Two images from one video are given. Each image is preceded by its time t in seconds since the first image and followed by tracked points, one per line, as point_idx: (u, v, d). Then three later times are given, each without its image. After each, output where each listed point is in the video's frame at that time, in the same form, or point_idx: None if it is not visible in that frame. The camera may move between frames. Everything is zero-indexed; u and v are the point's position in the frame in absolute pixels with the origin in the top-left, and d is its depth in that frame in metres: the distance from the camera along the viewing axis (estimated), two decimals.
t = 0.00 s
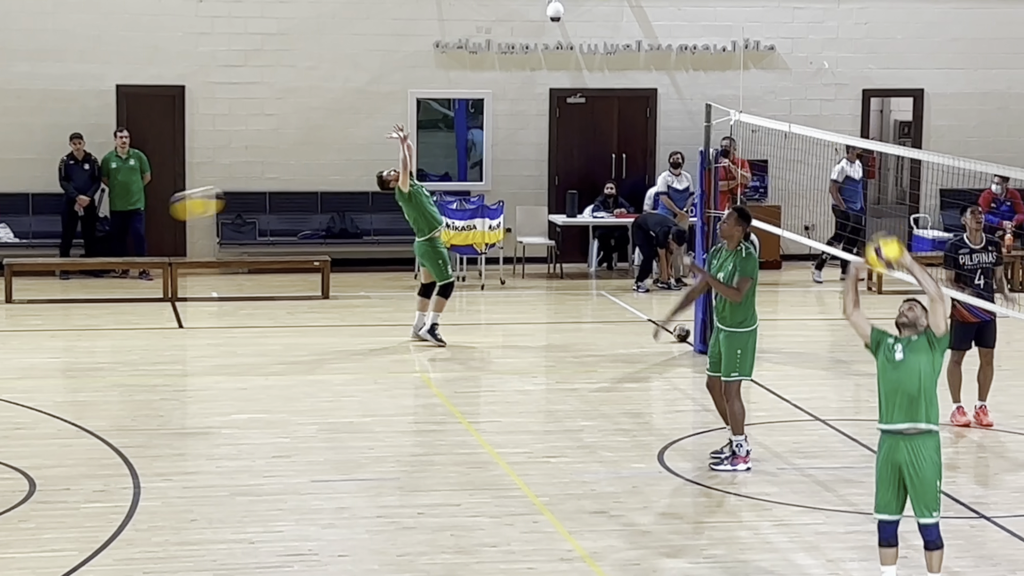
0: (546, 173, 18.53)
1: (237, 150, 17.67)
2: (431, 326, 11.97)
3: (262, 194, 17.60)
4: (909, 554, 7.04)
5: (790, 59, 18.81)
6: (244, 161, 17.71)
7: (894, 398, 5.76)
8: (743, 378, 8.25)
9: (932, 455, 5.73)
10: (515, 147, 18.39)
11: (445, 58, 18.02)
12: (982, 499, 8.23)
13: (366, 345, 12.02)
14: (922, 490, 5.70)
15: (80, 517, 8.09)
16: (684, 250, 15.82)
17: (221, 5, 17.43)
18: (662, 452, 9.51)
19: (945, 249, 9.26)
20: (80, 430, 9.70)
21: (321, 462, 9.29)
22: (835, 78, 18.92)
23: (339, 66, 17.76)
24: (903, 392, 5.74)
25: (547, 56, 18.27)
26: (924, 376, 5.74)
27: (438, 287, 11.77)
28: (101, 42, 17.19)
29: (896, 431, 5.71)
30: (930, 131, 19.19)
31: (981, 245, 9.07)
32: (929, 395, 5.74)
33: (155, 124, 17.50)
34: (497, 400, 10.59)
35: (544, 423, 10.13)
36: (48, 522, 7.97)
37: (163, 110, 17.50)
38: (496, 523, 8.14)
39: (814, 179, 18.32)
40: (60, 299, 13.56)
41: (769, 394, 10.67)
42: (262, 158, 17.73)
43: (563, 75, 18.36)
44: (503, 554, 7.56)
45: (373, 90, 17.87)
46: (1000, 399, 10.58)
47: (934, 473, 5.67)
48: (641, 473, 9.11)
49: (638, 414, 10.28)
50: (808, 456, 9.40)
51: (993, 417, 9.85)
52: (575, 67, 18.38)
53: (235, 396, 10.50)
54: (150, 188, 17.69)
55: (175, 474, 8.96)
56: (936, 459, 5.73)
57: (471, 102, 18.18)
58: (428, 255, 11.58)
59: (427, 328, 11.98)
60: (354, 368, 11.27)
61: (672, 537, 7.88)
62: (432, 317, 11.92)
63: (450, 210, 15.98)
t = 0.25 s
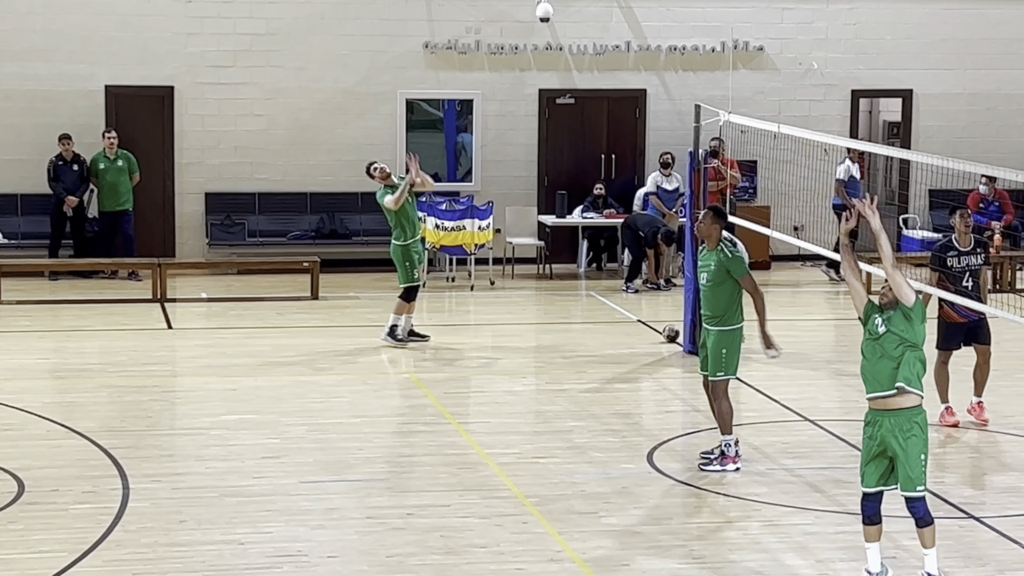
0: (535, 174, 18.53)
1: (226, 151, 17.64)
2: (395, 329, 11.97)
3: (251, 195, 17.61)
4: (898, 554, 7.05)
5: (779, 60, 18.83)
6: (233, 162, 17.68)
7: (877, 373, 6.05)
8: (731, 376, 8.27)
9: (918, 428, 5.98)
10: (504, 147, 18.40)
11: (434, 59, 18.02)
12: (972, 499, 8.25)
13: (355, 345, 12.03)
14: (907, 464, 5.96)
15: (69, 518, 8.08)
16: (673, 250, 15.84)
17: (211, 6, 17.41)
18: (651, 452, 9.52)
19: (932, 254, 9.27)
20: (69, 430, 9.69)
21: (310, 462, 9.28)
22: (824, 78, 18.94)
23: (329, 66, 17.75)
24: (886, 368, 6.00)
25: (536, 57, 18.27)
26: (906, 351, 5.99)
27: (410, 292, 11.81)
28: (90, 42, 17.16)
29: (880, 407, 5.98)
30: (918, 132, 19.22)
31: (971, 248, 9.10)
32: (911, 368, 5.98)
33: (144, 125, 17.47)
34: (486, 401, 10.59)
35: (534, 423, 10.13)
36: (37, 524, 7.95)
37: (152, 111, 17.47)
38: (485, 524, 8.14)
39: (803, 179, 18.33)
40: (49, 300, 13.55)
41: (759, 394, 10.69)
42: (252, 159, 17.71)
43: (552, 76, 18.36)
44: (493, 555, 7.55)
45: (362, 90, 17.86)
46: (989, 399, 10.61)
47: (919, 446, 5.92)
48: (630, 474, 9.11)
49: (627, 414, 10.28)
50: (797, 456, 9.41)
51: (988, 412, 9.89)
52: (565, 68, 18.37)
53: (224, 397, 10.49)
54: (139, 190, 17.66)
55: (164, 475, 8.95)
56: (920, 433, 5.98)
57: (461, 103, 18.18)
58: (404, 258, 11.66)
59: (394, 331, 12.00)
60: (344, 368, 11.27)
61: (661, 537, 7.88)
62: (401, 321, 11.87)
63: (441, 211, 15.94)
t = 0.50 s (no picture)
0: (523, 171, 18.53)
1: (213, 149, 17.62)
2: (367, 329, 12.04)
3: (238, 193, 17.60)
4: (884, 552, 7.05)
5: (766, 58, 18.84)
6: (220, 160, 17.65)
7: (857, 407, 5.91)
8: (711, 372, 8.31)
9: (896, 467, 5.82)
10: (492, 145, 18.39)
11: (422, 56, 18.00)
12: (958, 497, 8.26)
13: (343, 343, 12.03)
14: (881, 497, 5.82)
15: (56, 517, 8.07)
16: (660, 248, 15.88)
17: (198, 4, 17.38)
18: (638, 451, 9.52)
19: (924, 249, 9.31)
20: (56, 429, 9.68)
21: (298, 461, 9.27)
22: (811, 76, 18.95)
23: (316, 64, 17.74)
24: (864, 405, 5.87)
25: (524, 55, 18.26)
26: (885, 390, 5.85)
27: (393, 292, 11.97)
28: (77, 40, 17.12)
29: (858, 445, 5.80)
30: (906, 130, 19.24)
31: (963, 243, 9.13)
32: (892, 407, 5.84)
33: (131, 123, 17.44)
34: (475, 399, 10.58)
35: (521, 421, 10.13)
36: (24, 522, 7.94)
37: (139, 109, 17.44)
38: (473, 522, 8.13)
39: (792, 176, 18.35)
40: (36, 298, 13.54)
41: (746, 392, 10.70)
42: (239, 156, 17.68)
43: (539, 74, 18.35)
44: (479, 554, 7.54)
45: (350, 88, 17.85)
46: (976, 397, 10.62)
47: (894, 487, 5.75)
48: (618, 472, 9.11)
49: (615, 412, 10.29)
50: (784, 454, 9.42)
51: (976, 409, 9.99)
52: (552, 66, 18.37)
53: (211, 395, 10.49)
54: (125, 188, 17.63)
55: (151, 474, 8.94)
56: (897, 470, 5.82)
57: (448, 100, 18.16)
58: (382, 261, 11.68)
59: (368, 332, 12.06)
60: (332, 366, 11.27)
61: (648, 536, 7.88)
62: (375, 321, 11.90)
63: (428, 208, 15.92)
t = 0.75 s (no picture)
0: (515, 168, 18.53)
1: (205, 145, 17.62)
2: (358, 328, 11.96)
3: (230, 189, 17.59)
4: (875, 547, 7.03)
5: (758, 54, 18.86)
6: (212, 156, 17.65)
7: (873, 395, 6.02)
8: (709, 369, 8.29)
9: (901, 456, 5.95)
10: (484, 142, 18.40)
11: (414, 52, 17.99)
12: (950, 492, 8.26)
13: (335, 340, 12.03)
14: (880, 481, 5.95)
15: (47, 513, 8.06)
16: (653, 244, 15.89)
17: None
18: (630, 446, 9.52)
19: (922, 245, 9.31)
20: (47, 425, 9.66)
21: (289, 457, 9.26)
22: (803, 72, 18.97)
23: (308, 60, 17.73)
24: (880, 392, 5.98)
25: (515, 51, 18.27)
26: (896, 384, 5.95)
27: (371, 291, 11.86)
28: (68, 36, 17.10)
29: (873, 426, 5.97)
30: (898, 125, 19.28)
31: (961, 239, 9.12)
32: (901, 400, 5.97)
33: (122, 119, 17.43)
34: (467, 395, 10.58)
35: (513, 417, 10.13)
36: (15, 519, 7.93)
37: (130, 105, 17.43)
38: (464, 518, 8.13)
39: (784, 173, 18.36)
40: (28, 295, 13.52)
41: (738, 387, 10.72)
42: (230, 153, 17.68)
43: (531, 70, 18.36)
44: (471, 549, 7.53)
45: (342, 84, 17.85)
46: (967, 392, 10.64)
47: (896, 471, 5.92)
48: (609, 468, 9.11)
49: (607, 408, 10.30)
50: (776, 450, 9.42)
51: (968, 405, 9.99)
52: (544, 62, 18.37)
53: (204, 392, 10.48)
54: (117, 184, 17.62)
55: (143, 470, 8.93)
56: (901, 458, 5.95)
57: (439, 96, 18.15)
58: (362, 254, 11.61)
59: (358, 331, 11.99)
60: (324, 363, 11.26)
61: (639, 531, 7.87)
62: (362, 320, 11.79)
63: (420, 205, 15.96)
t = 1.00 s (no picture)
0: (504, 159, 18.52)
1: (194, 137, 17.61)
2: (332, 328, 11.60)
3: (219, 180, 17.57)
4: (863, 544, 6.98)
5: (747, 46, 18.86)
6: (202, 147, 17.64)
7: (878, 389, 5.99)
8: (701, 361, 8.26)
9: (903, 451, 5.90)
10: (474, 133, 18.39)
11: (404, 44, 17.98)
12: (940, 483, 8.27)
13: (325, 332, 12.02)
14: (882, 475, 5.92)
15: (37, 505, 8.04)
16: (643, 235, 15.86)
17: None
18: (620, 437, 9.53)
19: (913, 236, 9.34)
20: (37, 417, 9.65)
21: (279, 448, 9.26)
22: (792, 64, 18.98)
23: (297, 52, 17.71)
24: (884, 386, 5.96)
25: (505, 43, 18.26)
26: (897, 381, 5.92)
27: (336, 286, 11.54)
28: (57, 28, 17.06)
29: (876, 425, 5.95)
30: (887, 116, 19.28)
31: (952, 230, 9.13)
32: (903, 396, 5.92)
33: (111, 110, 17.40)
34: (457, 387, 10.58)
35: (503, 408, 10.14)
36: (4, 511, 7.92)
37: (119, 97, 17.40)
38: (454, 509, 8.13)
39: (774, 164, 18.37)
40: (18, 287, 13.50)
41: (728, 378, 10.73)
42: (219, 144, 17.66)
43: (520, 62, 18.36)
44: (462, 540, 7.53)
45: (331, 76, 17.84)
46: (957, 383, 10.65)
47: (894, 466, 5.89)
48: (600, 459, 9.11)
49: (597, 399, 10.30)
50: (766, 441, 9.42)
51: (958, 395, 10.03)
52: (534, 53, 18.37)
53: (194, 384, 10.47)
54: (106, 176, 17.59)
55: (133, 462, 8.92)
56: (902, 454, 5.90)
57: (429, 88, 18.14)
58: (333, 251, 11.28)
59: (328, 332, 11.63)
60: (314, 355, 11.26)
61: (628, 522, 7.88)
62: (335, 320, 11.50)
63: (410, 196, 15.95)
